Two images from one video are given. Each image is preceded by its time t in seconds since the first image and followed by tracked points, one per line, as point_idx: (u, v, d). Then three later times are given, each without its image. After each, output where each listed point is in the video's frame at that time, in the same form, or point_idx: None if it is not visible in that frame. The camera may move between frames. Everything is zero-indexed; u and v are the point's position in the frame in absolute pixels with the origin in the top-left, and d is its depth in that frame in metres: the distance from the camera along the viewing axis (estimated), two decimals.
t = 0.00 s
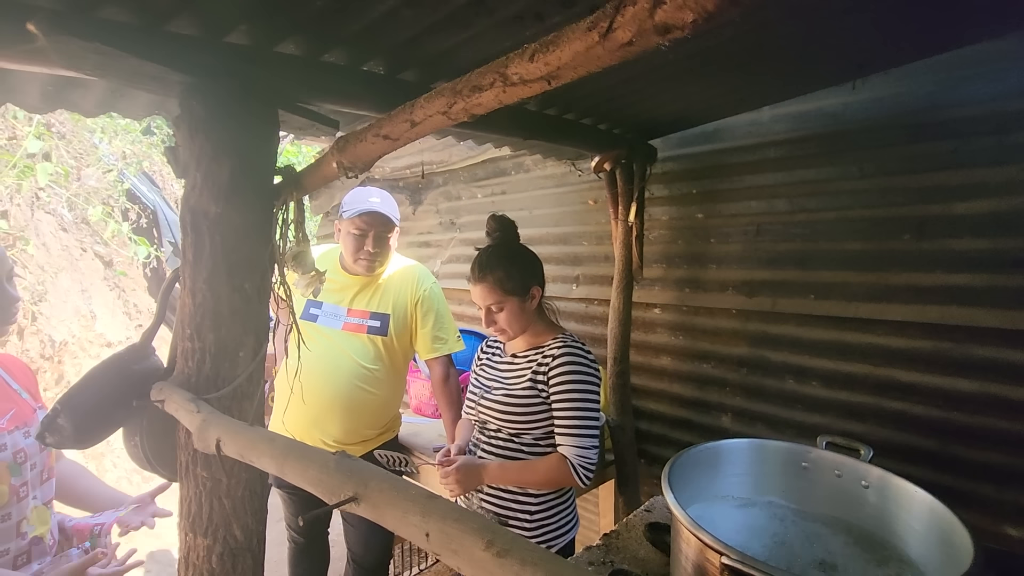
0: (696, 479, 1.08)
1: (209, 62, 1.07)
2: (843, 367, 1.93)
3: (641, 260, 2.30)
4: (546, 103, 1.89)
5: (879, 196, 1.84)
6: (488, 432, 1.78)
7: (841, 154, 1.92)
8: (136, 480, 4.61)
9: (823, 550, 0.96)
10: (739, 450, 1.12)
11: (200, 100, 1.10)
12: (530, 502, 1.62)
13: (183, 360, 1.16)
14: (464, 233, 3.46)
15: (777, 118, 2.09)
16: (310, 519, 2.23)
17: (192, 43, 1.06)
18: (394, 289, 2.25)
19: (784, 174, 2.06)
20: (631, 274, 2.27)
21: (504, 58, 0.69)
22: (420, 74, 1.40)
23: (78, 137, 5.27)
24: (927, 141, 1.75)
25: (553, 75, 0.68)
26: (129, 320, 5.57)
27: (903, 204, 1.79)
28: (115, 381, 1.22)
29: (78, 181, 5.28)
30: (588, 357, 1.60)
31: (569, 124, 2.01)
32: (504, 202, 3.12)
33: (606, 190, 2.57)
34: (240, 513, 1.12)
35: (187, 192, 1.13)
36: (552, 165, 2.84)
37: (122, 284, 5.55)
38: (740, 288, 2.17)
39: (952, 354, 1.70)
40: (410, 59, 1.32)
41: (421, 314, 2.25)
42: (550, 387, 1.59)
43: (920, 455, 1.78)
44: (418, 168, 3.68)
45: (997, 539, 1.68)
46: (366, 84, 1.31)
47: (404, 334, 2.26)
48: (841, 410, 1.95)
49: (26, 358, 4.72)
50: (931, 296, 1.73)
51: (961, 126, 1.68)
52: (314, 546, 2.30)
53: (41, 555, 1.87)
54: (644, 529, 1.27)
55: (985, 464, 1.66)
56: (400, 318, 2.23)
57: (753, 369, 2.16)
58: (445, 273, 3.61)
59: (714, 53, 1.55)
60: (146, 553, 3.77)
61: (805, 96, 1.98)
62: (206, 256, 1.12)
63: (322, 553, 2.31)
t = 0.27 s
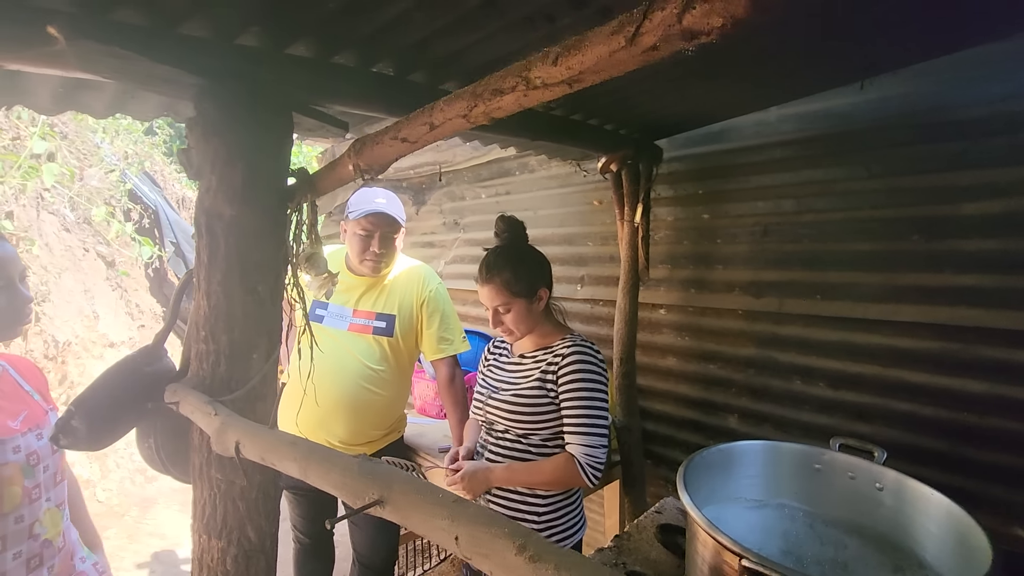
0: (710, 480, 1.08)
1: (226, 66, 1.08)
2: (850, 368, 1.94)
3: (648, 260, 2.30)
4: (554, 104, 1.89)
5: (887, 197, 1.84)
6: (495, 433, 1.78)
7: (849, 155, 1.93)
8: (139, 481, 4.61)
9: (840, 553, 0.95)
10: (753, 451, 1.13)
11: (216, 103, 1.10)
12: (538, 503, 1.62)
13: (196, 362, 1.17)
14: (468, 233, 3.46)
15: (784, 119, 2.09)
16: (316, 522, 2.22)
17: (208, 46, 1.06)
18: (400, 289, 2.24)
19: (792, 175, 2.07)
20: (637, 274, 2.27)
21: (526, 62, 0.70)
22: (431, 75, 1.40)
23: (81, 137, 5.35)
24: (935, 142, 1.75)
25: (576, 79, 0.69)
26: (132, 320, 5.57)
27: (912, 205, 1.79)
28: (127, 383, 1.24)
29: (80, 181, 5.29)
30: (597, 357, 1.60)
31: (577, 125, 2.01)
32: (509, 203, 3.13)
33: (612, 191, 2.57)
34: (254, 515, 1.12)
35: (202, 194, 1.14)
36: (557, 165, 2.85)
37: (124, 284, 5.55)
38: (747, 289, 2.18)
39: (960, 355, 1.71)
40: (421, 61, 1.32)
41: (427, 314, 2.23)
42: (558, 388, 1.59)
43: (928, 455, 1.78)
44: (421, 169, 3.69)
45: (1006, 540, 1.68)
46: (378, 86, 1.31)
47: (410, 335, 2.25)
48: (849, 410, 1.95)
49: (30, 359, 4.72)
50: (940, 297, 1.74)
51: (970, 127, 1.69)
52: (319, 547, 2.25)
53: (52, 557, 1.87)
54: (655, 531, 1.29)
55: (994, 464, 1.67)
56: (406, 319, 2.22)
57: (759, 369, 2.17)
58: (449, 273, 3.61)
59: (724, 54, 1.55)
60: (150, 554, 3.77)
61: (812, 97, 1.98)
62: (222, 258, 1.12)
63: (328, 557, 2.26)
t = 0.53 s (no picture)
0: (727, 485, 1.08)
1: (240, 66, 1.07)
2: (859, 369, 1.93)
3: (654, 262, 2.29)
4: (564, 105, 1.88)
5: (896, 198, 1.83)
6: (503, 436, 1.77)
7: (858, 156, 1.92)
8: (141, 483, 4.60)
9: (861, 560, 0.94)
10: (770, 456, 1.13)
11: (231, 104, 1.09)
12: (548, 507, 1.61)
13: (209, 366, 1.16)
14: (471, 234, 3.45)
15: (791, 120, 2.08)
16: (322, 523, 2.16)
17: (219, 47, 1.05)
18: (406, 291, 2.23)
19: (799, 176, 2.06)
20: (644, 276, 2.26)
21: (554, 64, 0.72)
22: (442, 76, 1.39)
23: (83, 138, 5.34)
24: (945, 143, 1.74)
25: (605, 82, 0.70)
26: (133, 321, 5.56)
27: (921, 207, 1.78)
28: (138, 388, 1.25)
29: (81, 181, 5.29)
30: (605, 360, 1.59)
31: (585, 125, 2.00)
32: (513, 203, 3.12)
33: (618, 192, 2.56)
34: (266, 520, 1.12)
35: (215, 197, 1.13)
36: (562, 166, 2.84)
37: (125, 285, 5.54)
38: (754, 290, 2.17)
39: (970, 357, 1.70)
40: (432, 61, 1.31)
41: (432, 316, 2.22)
42: (567, 392, 1.58)
43: (939, 458, 1.77)
44: (425, 169, 3.68)
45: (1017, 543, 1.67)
46: (389, 87, 1.30)
47: (416, 337, 2.24)
48: (857, 413, 1.94)
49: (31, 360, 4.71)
50: (950, 299, 1.73)
51: (980, 128, 1.68)
52: (322, 551, 2.22)
53: (61, 563, 1.86)
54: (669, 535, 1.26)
55: (1004, 467, 1.66)
56: (411, 320, 2.21)
57: (767, 371, 2.16)
58: (452, 274, 3.60)
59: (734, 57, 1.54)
60: (153, 556, 3.76)
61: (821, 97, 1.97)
62: (235, 261, 1.11)
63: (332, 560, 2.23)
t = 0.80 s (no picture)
0: (735, 487, 1.07)
1: (237, 64, 1.04)
2: (861, 371, 1.91)
3: (656, 263, 2.27)
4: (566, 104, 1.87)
5: (899, 199, 1.81)
6: (505, 438, 1.76)
7: (860, 156, 1.90)
8: (138, 484, 4.58)
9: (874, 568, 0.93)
10: (781, 460, 1.12)
11: (231, 103, 1.07)
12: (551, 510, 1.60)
13: (209, 370, 1.14)
14: (471, 234, 3.43)
15: (794, 120, 2.07)
16: (321, 525, 2.12)
17: (212, 44, 1.02)
18: (406, 292, 2.20)
19: (801, 176, 2.04)
20: (646, 277, 2.24)
21: (566, 63, 0.72)
22: (442, 74, 1.36)
23: (79, 136, 5.30)
24: (948, 143, 1.72)
25: (619, 80, 0.69)
26: (129, 321, 5.53)
27: (923, 208, 1.76)
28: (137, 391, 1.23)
29: (76, 181, 5.20)
30: (607, 361, 1.57)
31: (586, 125, 1.98)
32: (513, 203, 3.10)
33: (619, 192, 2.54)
34: (267, 527, 1.10)
35: (215, 197, 1.11)
36: (562, 166, 2.82)
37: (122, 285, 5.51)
38: (756, 291, 2.15)
39: (974, 359, 1.68)
40: (431, 58, 1.28)
41: (433, 317, 2.20)
42: (569, 394, 1.56)
43: (941, 460, 1.76)
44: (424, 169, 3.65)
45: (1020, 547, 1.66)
46: (388, 85, 1.28)
47: (416, 338, 2.21)
48: (860, 414, 1.92)
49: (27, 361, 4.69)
50: (953, 301, 1.71)
51: (984, 128, 1.66)
52: (321, 554, 2.18)
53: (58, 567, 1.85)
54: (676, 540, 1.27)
55: (1007, 470, 1.64)
56: (412, 322, 2.19)
57: (769, 372, 2.14)
58: (453, 274, 3.57)
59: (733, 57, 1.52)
60: (149, 558, 3.74)
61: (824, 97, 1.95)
62: (236, 264, 1.09)
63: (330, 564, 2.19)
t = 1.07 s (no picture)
0: (736, 480, 1.08)
1: (241, 60, 1.04)
2: (858, 367, 1.92)
3: (654, 261, 2.28)
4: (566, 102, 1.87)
5: (895, 196, 1.82)
6: (505, 435, 1.76)
7: (857, 154, 1.91)
8: (134, 484, 4.56)
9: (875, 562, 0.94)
10: (782, 455, 1.14)
11: (236, 99, 1.07)
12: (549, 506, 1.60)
13: (213, 366, 1.14)
14: (469, 232, 3.43)
15: (791, 118, 2.08)
16: (320, 522, 2.12)
17: (214, 40, 1.02)
18: (405, 291, 2.20)
19: (798, 174, 2.05)
20: (644, 274, 2.25)
21: (573, 59, 0.72)
22: (442, 71, 1.36)
23: (74, 135, 5.26)
24: (944, 142, 1.73)
25: (627, 75, 0.70)
26: (125, 320, 5.51)
27: (919, 205, 1.77)
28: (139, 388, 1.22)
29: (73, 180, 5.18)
30: (606, 358, 1.57)
31: (586, 123, 1.98)
32: (511, 202, 3.10)
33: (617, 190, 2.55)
34: (272, 523, 1.11)
35: (219, 193, 1.11)
36: (561, 164, 2.82)
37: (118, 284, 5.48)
38: (754, 289, 2.16)
39: (969, 355, 1.69)
40: (431, 56, 1.28)
41: (433, 315, 2.21)
42: (568, 390, 1.57)
43: (937, 455, 1.76)
44: (422, 167, 3.66)
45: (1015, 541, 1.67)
46: (389, 83, 1.28)
47: (416, 336, 2.22)
48: (856, 410, 1.93)
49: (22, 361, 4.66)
50: (948, 297, 1.72)
51: (978, 126, 1.67)
52: (322, 550, 2.16)
53: (60, 561, 1.85)
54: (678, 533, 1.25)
55: (1002, 465, 1.65)
56: (412, 320, 2.19)
57: (766, 369, 2.15)
58: (451, 273, 3.58)
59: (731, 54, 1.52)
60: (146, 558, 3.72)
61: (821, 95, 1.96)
62: (240, 260, 1.10)
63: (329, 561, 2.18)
